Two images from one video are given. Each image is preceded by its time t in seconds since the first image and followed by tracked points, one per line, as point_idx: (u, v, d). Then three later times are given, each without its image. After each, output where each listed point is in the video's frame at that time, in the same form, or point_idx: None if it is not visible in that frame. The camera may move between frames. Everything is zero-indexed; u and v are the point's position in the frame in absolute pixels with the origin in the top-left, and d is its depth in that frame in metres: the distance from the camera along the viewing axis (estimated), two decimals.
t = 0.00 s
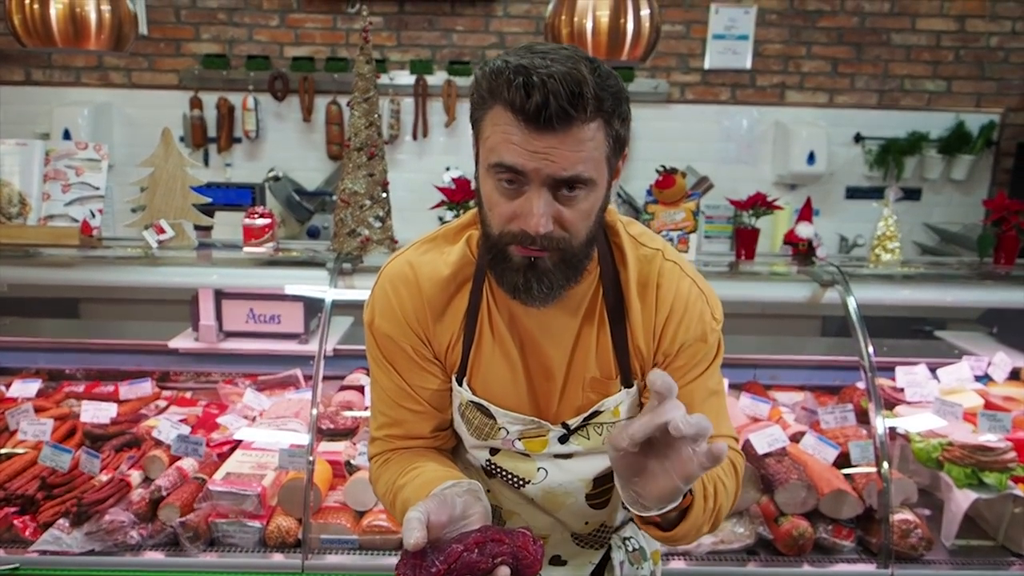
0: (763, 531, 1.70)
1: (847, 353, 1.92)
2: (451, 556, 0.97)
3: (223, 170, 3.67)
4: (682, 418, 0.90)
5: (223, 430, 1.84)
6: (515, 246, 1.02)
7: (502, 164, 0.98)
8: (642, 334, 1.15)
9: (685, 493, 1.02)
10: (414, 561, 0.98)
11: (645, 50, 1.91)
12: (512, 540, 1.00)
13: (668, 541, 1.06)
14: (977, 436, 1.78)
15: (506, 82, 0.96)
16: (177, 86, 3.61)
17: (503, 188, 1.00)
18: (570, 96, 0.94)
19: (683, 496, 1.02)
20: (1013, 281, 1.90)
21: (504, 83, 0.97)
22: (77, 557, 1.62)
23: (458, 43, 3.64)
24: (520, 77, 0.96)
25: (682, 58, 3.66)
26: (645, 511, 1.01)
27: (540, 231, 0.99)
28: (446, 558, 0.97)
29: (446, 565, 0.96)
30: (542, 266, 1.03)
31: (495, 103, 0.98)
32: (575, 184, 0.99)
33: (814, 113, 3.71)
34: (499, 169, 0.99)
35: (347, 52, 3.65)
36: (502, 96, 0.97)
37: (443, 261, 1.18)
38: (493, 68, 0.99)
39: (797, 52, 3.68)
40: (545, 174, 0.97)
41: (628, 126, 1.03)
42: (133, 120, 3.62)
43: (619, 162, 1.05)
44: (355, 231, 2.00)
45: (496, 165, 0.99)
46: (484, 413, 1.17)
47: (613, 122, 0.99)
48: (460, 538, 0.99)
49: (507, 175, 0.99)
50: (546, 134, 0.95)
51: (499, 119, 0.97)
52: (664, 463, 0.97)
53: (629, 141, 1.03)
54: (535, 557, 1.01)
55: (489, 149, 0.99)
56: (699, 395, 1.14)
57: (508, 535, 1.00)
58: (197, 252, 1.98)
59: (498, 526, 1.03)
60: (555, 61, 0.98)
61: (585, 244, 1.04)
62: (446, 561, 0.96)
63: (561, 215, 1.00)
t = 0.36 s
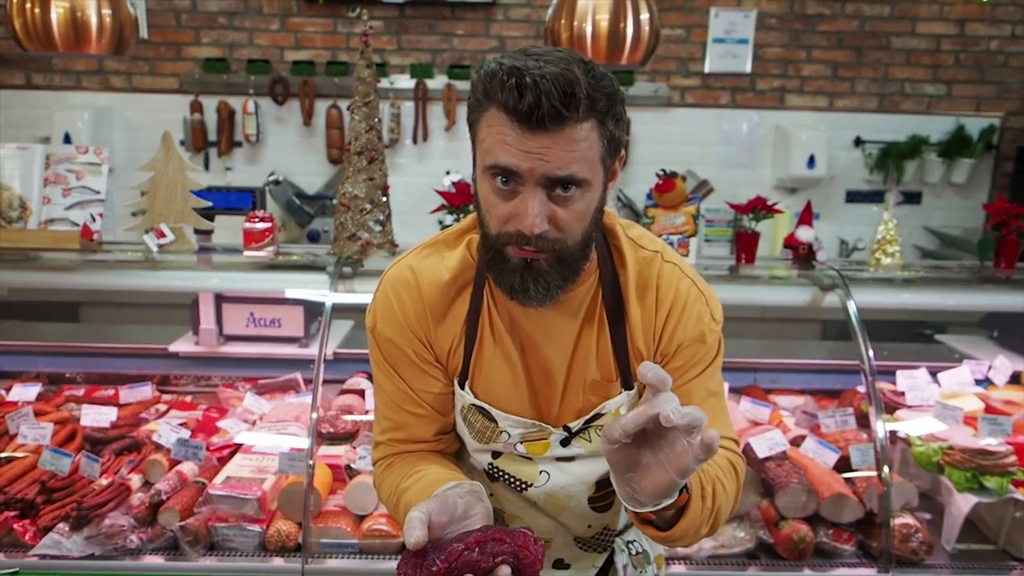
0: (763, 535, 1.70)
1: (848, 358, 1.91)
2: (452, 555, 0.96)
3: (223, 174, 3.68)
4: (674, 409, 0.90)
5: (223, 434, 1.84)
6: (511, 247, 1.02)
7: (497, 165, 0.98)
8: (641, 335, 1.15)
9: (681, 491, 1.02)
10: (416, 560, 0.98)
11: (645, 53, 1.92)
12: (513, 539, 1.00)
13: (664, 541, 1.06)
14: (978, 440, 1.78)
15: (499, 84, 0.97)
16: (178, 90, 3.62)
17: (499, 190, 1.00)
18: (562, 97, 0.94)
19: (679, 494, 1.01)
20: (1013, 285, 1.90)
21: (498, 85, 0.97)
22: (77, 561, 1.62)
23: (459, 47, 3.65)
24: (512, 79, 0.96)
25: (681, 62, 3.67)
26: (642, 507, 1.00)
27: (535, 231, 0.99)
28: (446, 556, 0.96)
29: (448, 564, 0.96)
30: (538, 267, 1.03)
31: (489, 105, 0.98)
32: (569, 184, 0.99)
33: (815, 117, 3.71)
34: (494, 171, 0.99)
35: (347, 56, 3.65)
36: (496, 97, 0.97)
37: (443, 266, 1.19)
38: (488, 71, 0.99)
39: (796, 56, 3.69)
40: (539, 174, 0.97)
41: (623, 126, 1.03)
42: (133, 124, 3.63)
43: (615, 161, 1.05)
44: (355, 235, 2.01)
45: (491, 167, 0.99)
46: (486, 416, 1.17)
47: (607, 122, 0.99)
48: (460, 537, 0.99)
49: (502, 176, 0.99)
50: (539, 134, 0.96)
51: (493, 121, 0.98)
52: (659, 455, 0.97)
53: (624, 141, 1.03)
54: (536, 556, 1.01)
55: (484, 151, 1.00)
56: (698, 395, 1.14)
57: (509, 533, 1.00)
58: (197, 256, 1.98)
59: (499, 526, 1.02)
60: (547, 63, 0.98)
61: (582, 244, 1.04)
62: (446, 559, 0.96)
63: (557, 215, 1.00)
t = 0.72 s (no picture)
0: (763, 536, 1.70)
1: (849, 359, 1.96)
2: (460, 561, 0.95)
3: (224, 176, 3.68)
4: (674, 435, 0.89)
5: (223, 435, 1.85)
6: (512, 253, 1.02)
7: (498, 173, 0.98)
8: (643, 337, 1.15)
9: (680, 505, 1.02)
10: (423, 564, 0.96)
11: (644, 55, 1.92)
12: (521, 545, 0.99)
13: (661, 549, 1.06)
14: (977, 442, 1.78)
15: (497, 93, 0.97)
16: (178, 92, 3.62)
17: (499, 197, 1.00)
18: (561, 104, 0.95)
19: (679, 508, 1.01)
20: (1014, 286, 1.90)
21: (497, 93, 0.97)
22: (77, 562, 1.61)
23: (459, 48, 3.65)
24: (511, 87, 0.96)
25: (681, 63, 3.68)
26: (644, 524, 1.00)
27: (536, 238, 0.99)
28: (453, 562, 0.96)
29: (456, 569, 0.95)
30: (540, 273, 1.03)
31: (488, 113, 0.98)
32: (569, 190, 0.99)
33: (815, 118, 3.71)
34: (494, 178, 0.99)
35: (348, 58, 3.66)
36: (496, 105, 0.97)
37: (445, 269, 1.19)
38: (487, 79, 0.99)
39: (796, 57, 3.69)
40: (539, 182, 0.97)
41: (622, 132, 1.03)
42: (134, 126, 3.64)
43: (615, 166, 1.05)
44: (356, 236, 2.02)
45: (491, 174, 0.99)
46: (490, 418, 1.17)
47: (607, 128, 0.99)
48: (469, 541, 0.98)
49: (502, 184, 0.99)
50: (538, 142, 0.96)
51: (492, 128, 0.98)
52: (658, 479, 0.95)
53: (624, 146, 1.03)
54: (544, 562, 1.01)
55: (484, 159, 1.00)
56: (699, 398, 1.15)
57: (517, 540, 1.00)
58: (197, 257, 1.98)
59: (508, 532, 1.01)
60: (546, 70, 0.98)
61: (583, 248, 1.04)
62: (455, 566, 0.95)
63: (558, 221, 1.00)
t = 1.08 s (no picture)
0: (759, 536, 1.71)
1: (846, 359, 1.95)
2: (482, 552, 0.97)
3: (222, 175, 3.68)
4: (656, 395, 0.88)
5: (221, 434, 1.85)
6: (503, 252, 1.03)
7: (492, 175, 0.98)
8: (633, 323, 1.16)
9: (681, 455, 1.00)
10: (442, 558, 0.97)
11: (641, 54, 1.92)
12: (542, 534, 1.02)
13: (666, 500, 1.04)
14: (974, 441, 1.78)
15: (497, 94, 0.97)
16: (176, 91, 3.62)
17: (492, 198, 1.00)
18: (560, 109, 0.95)
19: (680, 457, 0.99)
20: (1011, 286, 1.90)
21: (496, 95, 0.97)
22: (75, 561, 1.61)
23: (457, 48, 3.66)
24: (510, 90, 0.96)
25: (679, 63, 3.68)
26: (641, 477, 0.96)
27: (530, 238, 1.00)
28: (475, 554, 0.97)
29: (478, 560, 0.96)
30: (528, 273, 1.03)
31: (485, 114, 0.98)
32: (562, 195, 1.00)
33: (813, 118, 3.72)
34: (488, 179, 0.99)
35: (346, 58, 3.66)
36: (494, 106, 0.97)
37: (433, 273, 1.18)
38: (484, 80, 0.99)
39: (794, 57, 3.69)
40: (534, 185, 0.98)
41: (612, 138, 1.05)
42: (131, 125, 3.64)
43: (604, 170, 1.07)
44: (353, 236, 2.02)
45: (486, 175, 0.99)
46: (491, 416, 1.16)
47: (600, 133, 1.00)
48: (489, 534, 1.00)
49: (496, 184, 0.99)
50: (537, 145, 0.96)
51: (488, 130, 0.98)
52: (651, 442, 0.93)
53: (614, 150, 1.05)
54: (565, 552, 1.03)
55: (479, 159, 0.99)
56: (692, 373, 1.16)
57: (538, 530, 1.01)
58: (195, 257, 1.98)
59: (527, 522, 1.04)
60: (544, 74, 0.99)
61: (572, 247, 1.05)
62: (477, 556, 0.96)
63: (550, 222, 1.01)
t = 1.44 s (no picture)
0: (752, 532, 1.72)
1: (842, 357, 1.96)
2: (506, 492, 0.97)
3: (218, 175, 3.68)
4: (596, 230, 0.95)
5: (217, 434, 1.86)
6: (482, 247, 1.04)
7: (469, 169, 0.99)
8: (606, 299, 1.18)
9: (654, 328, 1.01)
10: (469, 505, 0.95)
11: (635, 56, 1.94)
12: (559, 468, 1.03)
13: (654, 395, 1.02)
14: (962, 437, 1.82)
15: (470, 89, 0.98)
16: (172, 91, 3.62)
17: (469, 193, 1.01)
18: (532, 99, 0.97)
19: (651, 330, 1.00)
20: (1000, 285, 1.93)
21: (468, 90, 0.98)
22: (72, 559, 1.62)
23: (453, 48, 3.67)
24: (483, 84, 0.98)
25: (674, 64, 3.69)
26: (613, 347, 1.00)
27: (509, 230, 1.01)
28: (499, 496, 0.96)
29: (505, 500, 0.96)
30: (509, 266, 1.06)
31: (460, 109, 0.99)
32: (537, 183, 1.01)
33: (806, 118, 3.74)
34: (465, 174, 1.00)
35: (342, 58, 3.67)
36: (468, 101, 0.98)
37: (411, 277, 1.17)
38: (454, 78, 1.01)
39: (788, 58, 3.72)
40: (510, 176, 0.99)
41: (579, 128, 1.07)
42: (127, 124, 3.64)
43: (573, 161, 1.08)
44: (350, 235, 2.04)
45: (463, 169, 0.99)
46: (486, 412, 1.14)
47: (568, 123, 1.02)
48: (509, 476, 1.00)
49: (473, 179, 1.00)
50: (511, 136, 0.97)
51: (462, 125, 0.99)
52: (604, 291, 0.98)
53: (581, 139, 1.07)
54: (584, 482, 1.04)
55: (455, 155, 1.00)
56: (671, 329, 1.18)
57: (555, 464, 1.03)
58: (192, 256, 1.99)
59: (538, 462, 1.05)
60: (512, 68, 1.01)
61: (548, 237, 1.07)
62: (503, 496, 0.96)
63: (527, 213, 1.01)
